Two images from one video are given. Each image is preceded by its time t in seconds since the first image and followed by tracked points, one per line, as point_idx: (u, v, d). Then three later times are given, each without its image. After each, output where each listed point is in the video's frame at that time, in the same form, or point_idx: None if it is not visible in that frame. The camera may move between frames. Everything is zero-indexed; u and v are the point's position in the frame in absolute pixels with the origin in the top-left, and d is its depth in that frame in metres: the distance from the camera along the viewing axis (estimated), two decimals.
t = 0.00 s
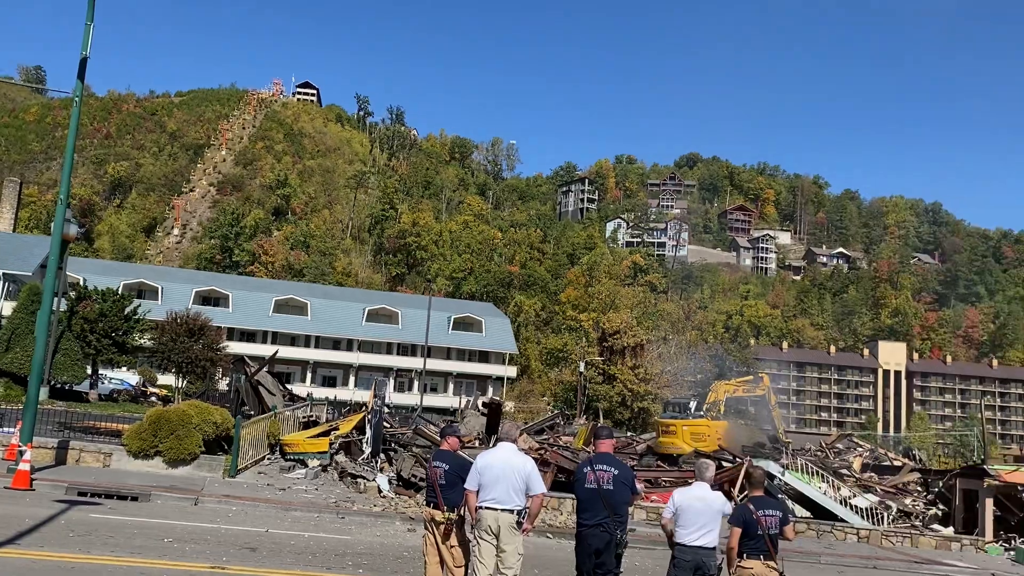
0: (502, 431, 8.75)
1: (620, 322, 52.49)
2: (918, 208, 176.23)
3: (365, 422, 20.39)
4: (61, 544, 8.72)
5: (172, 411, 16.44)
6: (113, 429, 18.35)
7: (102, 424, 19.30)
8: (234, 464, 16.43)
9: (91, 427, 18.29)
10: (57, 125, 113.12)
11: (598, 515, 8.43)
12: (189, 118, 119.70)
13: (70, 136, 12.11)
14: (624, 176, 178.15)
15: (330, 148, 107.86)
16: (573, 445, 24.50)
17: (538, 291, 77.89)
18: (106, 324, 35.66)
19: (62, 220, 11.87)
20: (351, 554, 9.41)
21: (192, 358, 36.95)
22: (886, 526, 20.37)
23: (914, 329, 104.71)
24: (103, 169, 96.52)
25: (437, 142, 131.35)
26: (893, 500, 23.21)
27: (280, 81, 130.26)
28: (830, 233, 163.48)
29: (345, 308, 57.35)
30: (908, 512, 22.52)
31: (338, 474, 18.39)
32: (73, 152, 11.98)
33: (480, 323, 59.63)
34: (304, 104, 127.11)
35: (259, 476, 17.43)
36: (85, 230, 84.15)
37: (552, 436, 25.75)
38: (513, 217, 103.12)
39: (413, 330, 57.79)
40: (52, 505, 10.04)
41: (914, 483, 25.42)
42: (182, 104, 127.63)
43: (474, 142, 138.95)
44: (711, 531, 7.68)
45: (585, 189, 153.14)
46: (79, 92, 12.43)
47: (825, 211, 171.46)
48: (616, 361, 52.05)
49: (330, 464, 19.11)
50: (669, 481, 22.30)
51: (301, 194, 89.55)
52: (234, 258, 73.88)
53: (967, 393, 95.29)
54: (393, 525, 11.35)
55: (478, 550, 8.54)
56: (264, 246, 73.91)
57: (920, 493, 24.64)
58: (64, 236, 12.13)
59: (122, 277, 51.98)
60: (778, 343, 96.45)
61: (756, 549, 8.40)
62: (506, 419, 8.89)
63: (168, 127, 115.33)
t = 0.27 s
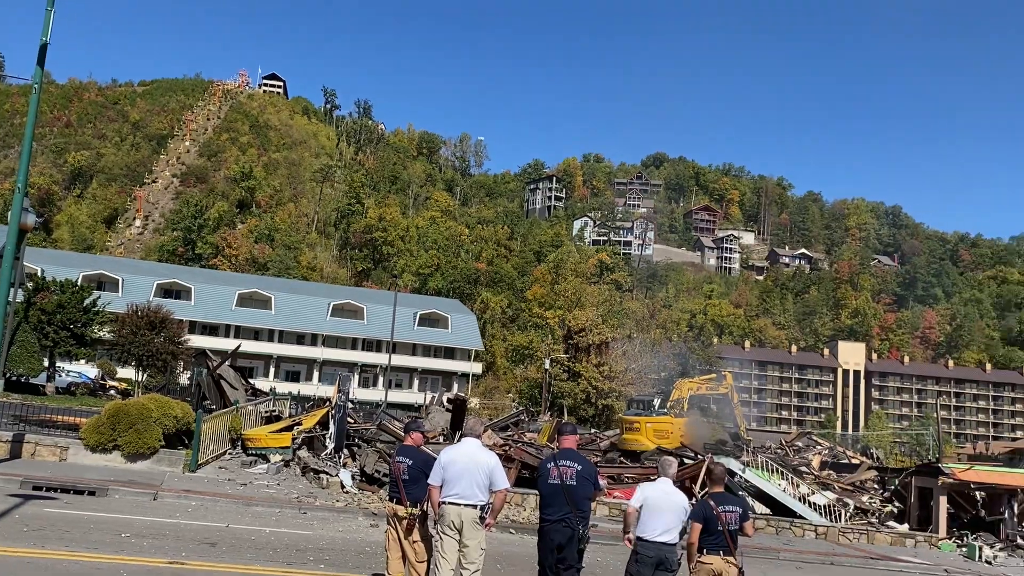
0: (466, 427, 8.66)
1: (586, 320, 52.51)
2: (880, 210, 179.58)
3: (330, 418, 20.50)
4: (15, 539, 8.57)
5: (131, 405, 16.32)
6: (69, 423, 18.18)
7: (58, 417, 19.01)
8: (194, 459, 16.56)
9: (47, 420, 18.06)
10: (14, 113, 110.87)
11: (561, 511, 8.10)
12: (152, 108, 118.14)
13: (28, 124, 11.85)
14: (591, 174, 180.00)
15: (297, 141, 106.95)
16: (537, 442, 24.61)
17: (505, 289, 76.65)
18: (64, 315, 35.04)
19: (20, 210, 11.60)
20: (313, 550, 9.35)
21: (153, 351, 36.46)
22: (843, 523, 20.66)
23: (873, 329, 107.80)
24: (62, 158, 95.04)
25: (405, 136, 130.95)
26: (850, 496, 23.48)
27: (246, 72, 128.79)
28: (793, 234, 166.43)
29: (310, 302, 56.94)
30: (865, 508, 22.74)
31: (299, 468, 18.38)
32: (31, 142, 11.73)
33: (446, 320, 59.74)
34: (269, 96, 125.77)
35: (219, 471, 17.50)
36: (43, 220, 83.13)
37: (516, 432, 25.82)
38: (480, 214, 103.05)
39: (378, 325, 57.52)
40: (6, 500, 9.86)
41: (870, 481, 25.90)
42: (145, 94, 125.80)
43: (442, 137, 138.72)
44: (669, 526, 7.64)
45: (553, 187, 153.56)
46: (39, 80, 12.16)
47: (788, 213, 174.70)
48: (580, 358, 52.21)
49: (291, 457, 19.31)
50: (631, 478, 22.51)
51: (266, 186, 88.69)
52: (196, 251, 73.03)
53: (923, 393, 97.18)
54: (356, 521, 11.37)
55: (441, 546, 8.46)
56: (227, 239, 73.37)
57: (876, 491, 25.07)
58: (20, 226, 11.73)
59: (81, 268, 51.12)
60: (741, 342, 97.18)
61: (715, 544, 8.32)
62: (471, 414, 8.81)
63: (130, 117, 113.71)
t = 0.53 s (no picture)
0: (430, 418, 8.64)
1: (554, 314, 51.79)
2: (846, 208, 182.26)
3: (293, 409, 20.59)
4: None
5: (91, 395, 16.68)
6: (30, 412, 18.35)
7: (18, 407, 18.80)
8: (155, 450, 16.79)
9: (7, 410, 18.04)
10: None
11: (525, 502, 7.96)
12: (117, 94, 116.36)
13: None
14: (562, 168, 181.29)
15: (264, 130, 105.95)
16: (504, 434, 24.77)
17: (473, 280, 77.86)
18: (24, 303, 34.51)
19: None
20: (276, 541, 9.33)
21: (115, 342, 35.95)
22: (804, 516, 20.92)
23: (836, 326, 109.94)
24: (22, 142, 93.40)
25: (374, 126, 130.53)
26: (811, 490, 23.95)
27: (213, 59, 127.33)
28: (758, 231, 168.58)
29: (276, 293, 56.44)
30: (825, 501, 23.21)
31: (263, 460, 18.61)
32: None
33: (415, 312, 59.43)
34: (237, 83, 124.41)
35: (182, 461, 17.70)
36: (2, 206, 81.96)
37: (483, 425, 25.91)
38: (450, 206, 102.83)
39: (345, 317, 57.19)
40: None
41: (831, 475, 26.29)
42: (109, 79, 123.84)
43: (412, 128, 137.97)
44: (628, 517, 7.74)
45: (523, 180, 152.63)
46: None
47: (754, 209, 177.58)
48: (548, 353, 51.86)
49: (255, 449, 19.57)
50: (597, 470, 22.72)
51: (232, 174, 87.72)
52: (161, 240, 72.09)
53: (884, 388, 99.41)
54: (320, 512, 11.39)
55: (404, 537, 8.42)
56: (192, 228, 72.60)
57: (836, 485, 25.54)
58: None
59: (41, 256, 50.19)
60: (707, 337, 97.66)
61: (677, 536, 8.35)
62: (436, 405, 8.77)
63: (94, 103, 111.96)
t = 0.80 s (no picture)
0: (396, 408, 8.61)
1: (524, 305, 51.95)
2: (813, 202, 184.68)
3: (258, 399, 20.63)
4: None
5: (51, 384, 16.75)
6: None
7: None
8: (116, 439, 16.82)
9: None
10: None
11: (491, 492, 7.86)
12: (81, 77, 114.46)
13: None
14: (533, 159, 181.86)
15: (232, 116, 104.97)
16: (472, 425, 24.86)
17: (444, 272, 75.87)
18: None
19: None
20: (239, 532, 9.32)
21: (77, 329, 35.41)
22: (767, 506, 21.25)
23: (801, 319, 111.93)
24: None
25: (344, 114, 129.85)
26: (774, 480, 24.43)
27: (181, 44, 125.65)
28: (725, 224, 170.37)
29: (242, 281, 55.92)
30: (788, 492, 23.62)
31: (227, 449, 18.66)
32: None
33: (383, 302, 59.21)
34: (205, 68, 122.91)
35: (144, 450, 17.72)
36: None
37: (451, 415, 26.01)
38: (419, 195, 102.67)
39: (313, 306, 56.83)
40: None
41: (793, 466, 26.78)
42: (73, 62, 121.74)
43: (382, 116, 137.28)
44: (588, 506, 7.88)
45: (494, 170, 151.46)
46: None
47: (722, 203, 180.09)
48: (518, 344, 51.92)
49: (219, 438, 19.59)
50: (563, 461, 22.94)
51: (199, 160, 86.84)
52: (126, 227, 71.07)
53: (847, 380, 102.00)
54: (285, 503, 11.42)
55: (368, 527, 8.38)
56: (158, 214, 71.67)
57: (799, 476, 25.62)
58: None
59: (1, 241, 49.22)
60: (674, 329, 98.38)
61: (641, 525, 8.42)
62: (402, 395, 8.74)
63: (56, 86, 110.06)
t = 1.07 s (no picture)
0: (364, 398, 8.57)
1: (494, 295, 51.62)
2: (783, 195, 186.89)
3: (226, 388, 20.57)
4: None
5: (13, 371, 16.60)
6: None
7: None
8: (79, 426, 16.62)
9: None
10: None
11: (459, 481, 7.77)
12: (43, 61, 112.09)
13: None
14: (505, 150, 181.75)
15: (200, 101, 103.61)
16: (441, 414, 24.94)
17: (414, 260, 76.43)
18: None
19: None
20: (205, 521, 9.31)
21: (39, 317, 34.82)
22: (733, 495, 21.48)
23: (768, 311, 113.25)
24: None
25: (314, 101, 128.81)
26: (740, 469, 24.68)
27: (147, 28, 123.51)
28: (695, 216, 171.63)
29: (209, 270, 55.29)
30: (753, 481, 23.88)
31: (194, 439, 18.60)
32: None
33: (353, 291, 59.00)
34: (172, 52, 120.97)
35: (108, 440, 17.59)
36: None
37: (421, 405, 26.06)
38: (390, 183, 102.24)
39: (281, 295, 56.40)
40: None
41: (760, 455, 27.00)
42: (35, 45, 119.10)
43: (352, 104, 136.33)
44: (552, 494, 8.02)
45: (466, 160, 150.61)
46: None
47: (692, 195, 181.87)
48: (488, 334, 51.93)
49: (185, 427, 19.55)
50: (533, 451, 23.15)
51: (165, 146, 85.69)
52: (90, 213, 69.83)
53: (813, 372, 103.52)
54: (251, 493, 11.48)
55: (335, 517, 8.34)
56: (123, 201, 70.54)
57: (765, 465, 26.15)
58: None
59: None
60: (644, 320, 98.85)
61: (608, 514, 8.43)
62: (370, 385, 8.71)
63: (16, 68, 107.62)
